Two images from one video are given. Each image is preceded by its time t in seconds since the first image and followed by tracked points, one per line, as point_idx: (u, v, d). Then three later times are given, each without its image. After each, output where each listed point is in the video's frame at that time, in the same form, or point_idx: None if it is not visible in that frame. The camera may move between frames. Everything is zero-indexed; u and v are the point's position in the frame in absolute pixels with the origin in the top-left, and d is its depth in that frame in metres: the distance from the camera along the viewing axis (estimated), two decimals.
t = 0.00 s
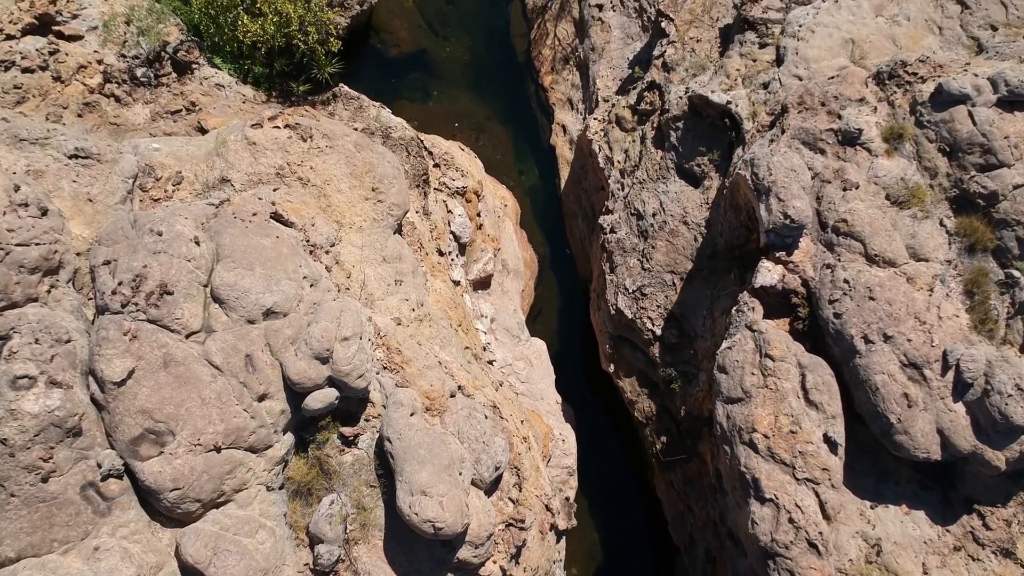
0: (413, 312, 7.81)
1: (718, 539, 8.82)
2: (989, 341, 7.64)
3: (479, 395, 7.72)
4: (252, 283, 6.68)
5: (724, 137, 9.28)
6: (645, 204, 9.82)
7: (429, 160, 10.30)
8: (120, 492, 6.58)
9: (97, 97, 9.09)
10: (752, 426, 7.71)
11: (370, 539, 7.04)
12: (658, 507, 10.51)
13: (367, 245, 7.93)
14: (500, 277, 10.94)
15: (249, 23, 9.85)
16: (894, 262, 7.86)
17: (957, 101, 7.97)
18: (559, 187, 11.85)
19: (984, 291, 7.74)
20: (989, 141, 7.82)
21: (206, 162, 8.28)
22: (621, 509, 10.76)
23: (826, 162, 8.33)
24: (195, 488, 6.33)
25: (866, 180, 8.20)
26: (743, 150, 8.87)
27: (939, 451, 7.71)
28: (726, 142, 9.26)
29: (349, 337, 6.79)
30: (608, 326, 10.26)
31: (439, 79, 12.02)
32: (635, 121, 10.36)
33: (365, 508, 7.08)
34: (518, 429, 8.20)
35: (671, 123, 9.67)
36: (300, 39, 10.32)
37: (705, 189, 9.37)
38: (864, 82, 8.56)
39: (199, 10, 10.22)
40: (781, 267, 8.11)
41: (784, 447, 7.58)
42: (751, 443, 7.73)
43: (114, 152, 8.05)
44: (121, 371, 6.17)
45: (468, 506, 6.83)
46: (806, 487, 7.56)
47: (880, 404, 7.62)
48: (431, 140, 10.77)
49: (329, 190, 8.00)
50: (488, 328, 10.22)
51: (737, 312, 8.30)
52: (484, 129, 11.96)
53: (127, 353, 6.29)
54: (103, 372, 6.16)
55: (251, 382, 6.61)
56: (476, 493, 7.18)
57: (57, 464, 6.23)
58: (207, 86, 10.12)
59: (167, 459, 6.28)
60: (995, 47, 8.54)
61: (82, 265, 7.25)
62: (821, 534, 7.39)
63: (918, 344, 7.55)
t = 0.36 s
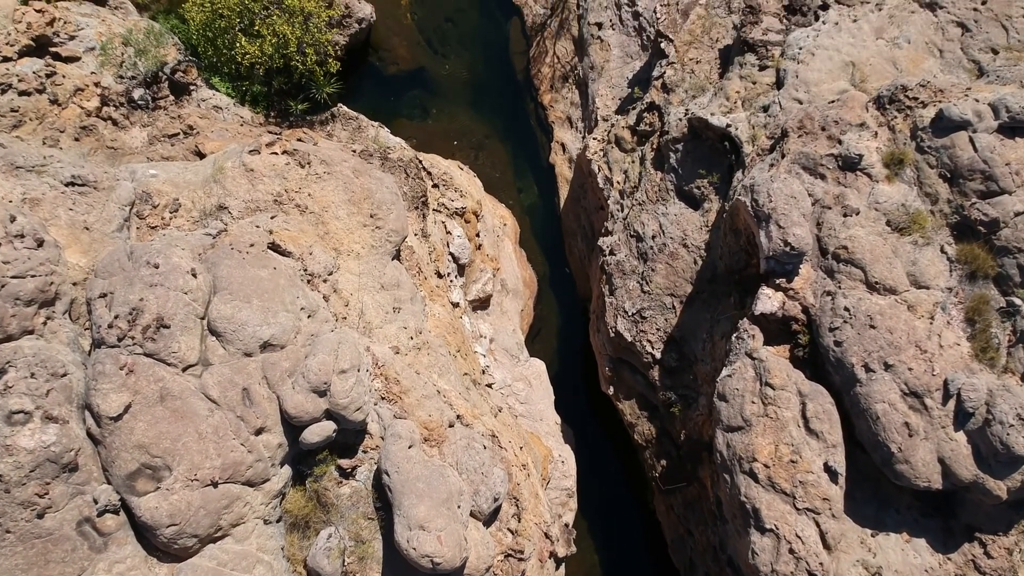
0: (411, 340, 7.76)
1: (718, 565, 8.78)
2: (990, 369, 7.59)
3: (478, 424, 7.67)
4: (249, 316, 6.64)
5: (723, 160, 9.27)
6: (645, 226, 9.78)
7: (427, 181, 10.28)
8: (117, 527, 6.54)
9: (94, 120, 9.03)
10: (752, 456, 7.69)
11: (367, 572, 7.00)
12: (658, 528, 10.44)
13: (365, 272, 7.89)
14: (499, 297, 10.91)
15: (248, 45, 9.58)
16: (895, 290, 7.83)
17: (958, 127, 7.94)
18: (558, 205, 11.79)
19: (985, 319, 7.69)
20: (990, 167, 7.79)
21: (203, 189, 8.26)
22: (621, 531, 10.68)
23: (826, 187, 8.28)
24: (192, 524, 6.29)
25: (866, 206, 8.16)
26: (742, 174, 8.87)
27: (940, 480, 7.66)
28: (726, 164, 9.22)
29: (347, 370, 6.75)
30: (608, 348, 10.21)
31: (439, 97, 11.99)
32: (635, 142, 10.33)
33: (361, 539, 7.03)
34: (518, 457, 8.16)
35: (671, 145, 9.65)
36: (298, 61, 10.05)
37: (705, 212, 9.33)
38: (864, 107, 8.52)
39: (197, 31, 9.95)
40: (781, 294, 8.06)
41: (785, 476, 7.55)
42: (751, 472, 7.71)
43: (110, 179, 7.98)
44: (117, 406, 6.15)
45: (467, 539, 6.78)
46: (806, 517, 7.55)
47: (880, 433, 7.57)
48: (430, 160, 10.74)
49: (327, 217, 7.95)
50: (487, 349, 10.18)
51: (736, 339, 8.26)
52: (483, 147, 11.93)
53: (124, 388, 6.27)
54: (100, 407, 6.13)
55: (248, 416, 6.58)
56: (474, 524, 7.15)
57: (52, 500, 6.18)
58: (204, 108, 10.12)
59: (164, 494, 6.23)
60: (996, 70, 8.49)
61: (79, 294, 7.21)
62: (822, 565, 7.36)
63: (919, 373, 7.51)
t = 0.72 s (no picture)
0: (412, 364, 7.72)
1: None
2: (994, 393, 7.55)
3: (479, 448, 7.64)
4: (249, 342, 6.61)
5: (725, 178, 9.22)
6: (646, 244, 9.76)
7: (428, 199, 10.25)
8: (116, 556, 6.51)
9: (94, 139, 9.07)
10: (754, 479, 7.69)
11: None
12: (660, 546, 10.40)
13: (365, 294, 7.85)
14: (500, 313, 10.88)
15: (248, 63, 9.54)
16: (897, 312, 7.80)
17: (961, 148, 7.91)
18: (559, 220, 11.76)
19: (989, 342, 7.65)
20: (993, 190, 7.75)
21: (203, 212, 8.22)
22: (623, 548, 10.64)
23: (828, 209, 8.29)
24: (192, 552, 6.25)
25: (868, 228, 8.14)
26: (745, 193, 8.82)
27: (943, 503, 7.60)
28: (728, 183, 9.19)
29: (347, 397, 6.71)
30: (609, 366, 10.18)
31: (439, 111, 11.98)
32: (636, 159, 10.31)
33: (362, 566, 7.00)
34: (519, 479, 8.12)
35: (672, 163, 9.63)
36: (298, 78, 9.99)
37: (706, 230, 9.30)
38: (866, 127, 8.49)
39: (198, 48, 9.94)
40: (783, 316, 8.05)
41: (787, 501, 7.53)
42: (753, 496, 7.72)
43: (110, 201, 7.93)
44: (117, 435, 6.07)
45: (467, 567, 6.74)
46: (809, 541, 7.51)
47: (883, 457, 7.53)
48: (430, 177, 10.70)
49: (327, 239, 7.92)
50: (488, 367, 10.17)
51: (738, 362, 8.25)
52: (484, 162, 11.92)
53: (124, 416, 6.21)
54: (99, 435, 6.05)
55: (249, 443, 6.56)
56: (475, 550, 7.11)
57: (51, 529, 6.16)
58: (204, 126, 10.05)
59: (164, 523, 6.19)
60: (999, 90, 8.47)
61: (78, 318, 7.17)
62: None
63: (922, 397, 7.47)
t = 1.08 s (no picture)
0: (412, 389, 7.68)
1: None
2: (996, 419, 7.50)
3: (479, 474, 7.60)
4: (248, 372, 6.58)
5: (727, 198, 9.17)
6: (647, 263, 9.73)
7: (428, 217, 10.23)
8: None
9: (93, 159, 9.04)
10: (756, 506, 7.69)
11: None
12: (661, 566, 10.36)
13: (365, 319, 7.82)
14: (500, 331, 10.84)
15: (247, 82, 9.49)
16: (900, 337, 7.76)
17: (964, 172, 7.87)
18: (559, 236, 11.72)
19: (991, 367, 7.58)
20: (996, 215, 7.72)
21: (203, 236, 8.18)
22: (623, 567, 10.62)
23: (830, 232, 8.23)
24: None
25: (870, 251, 8.11)
26: (746, 215, 8.81)
27: (946, 530, 7.51)
28: (729, 203, 9.16)
29: (348, 426, 6.68)
30: (610, 387, 10.16)
31: (439, 126, 11.94)
32: (637, 177, 10.28)
33: None
34: (519, 504, 8.08)
35: (672, 183, 9.61)
36: (298, 97, 9.91)
37: (708, 250, 9.27)
38: (868, 149, 8.47)
39: (197, 67, 9.89)
40: (785, 341, 8.00)
41: (789, 527, 7.53)
42: (756, 523, 7.72)
43: (109, 225, 7.90)
44: (116, 467, 6.03)
45: None
46: (811, 569, 7.48)
47: (885, 483, 7.49)
48: (430, 195, 10.66)
49: (327, 263, 7.88)
50: (487, 386, 10.05)
51: (741, 387, 8.20)
52: (484, 178, 11.88)
53: (122, 447, 6.18)
54: (97, 468, 6.02)
55: (248, 474, 6.52)
56: None
57: (49, 561, 6.12)
58: (204, 146, 10.06)
59: (163, 556, 6.21)
60: (1002, 111, 8.43)
61: (77, 346, 7.13)
62: None
63: (924, 423, 7.44)
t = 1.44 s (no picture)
0: (412, 417, 7.63)
1: None
2: (1000, 447, 7.44)
3: (479, 504, 7.55)
4: (246, 404, 6.52)
5: (728, 220, 9.12)
6: (648, 284, 9.69)
7: (427, 237, 10.19)
8: None
9: (90, 181, 8.97)
10: (757, 535, 7.64)
11: None
12: None
13: (364, 345, 7.77)
14: (500, 350, 10.79)
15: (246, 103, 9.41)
16: (903, 364, 7.70)
17: (966, 197, 7.83)
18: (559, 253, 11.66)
19: (994, 394, 7.52)
20: (999, 240, 7.66)
21: (201, 262, 8.13)
22: None
23: (832, 256, 8.18)
24: None
25: (872, 275, 8.06)
26: (747, 237, 8.78)
27: (949, 559, 7.39)
28: (731, 225, 9.11)
29: (346, 458, 6.64)
30: (610, 409, 10.12)
31: (439, 142, 11.91)
32: (637, 197, 10.23)
33: None
34: (519, 531, 8.03)
35: (673, 204, 9.56)
36: (297, 117, 9.84)
37: (708, 272, 9.23)
38: (871, 172, 8.41)
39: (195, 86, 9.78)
40: (787, 367, 7.95)
41: (791, 556, 7.49)
42: (757, 551, 7.67)
43: (107, 251, 7.83)
44: (113, 501, 6.01)
45: None
46: None
47: (888, 512, 7.43)
48: (430, 214, 10.63)
49: (327, 289, 7.84)
50: (486, 408, 9.98)
51: (742, 414, 8.19)
52: (484, 195, 11.85)
53: (119, 481, 6.14)
54: (94, 501, 6.00)
55: (246, 507, 6.46)
56: None
57: None
58: (202, 167, 10.07)
59: None
60: (1004, 134, 8.38)
61: (74, 375, 7.07)
62: None
63: (927, 451, 7.36)
